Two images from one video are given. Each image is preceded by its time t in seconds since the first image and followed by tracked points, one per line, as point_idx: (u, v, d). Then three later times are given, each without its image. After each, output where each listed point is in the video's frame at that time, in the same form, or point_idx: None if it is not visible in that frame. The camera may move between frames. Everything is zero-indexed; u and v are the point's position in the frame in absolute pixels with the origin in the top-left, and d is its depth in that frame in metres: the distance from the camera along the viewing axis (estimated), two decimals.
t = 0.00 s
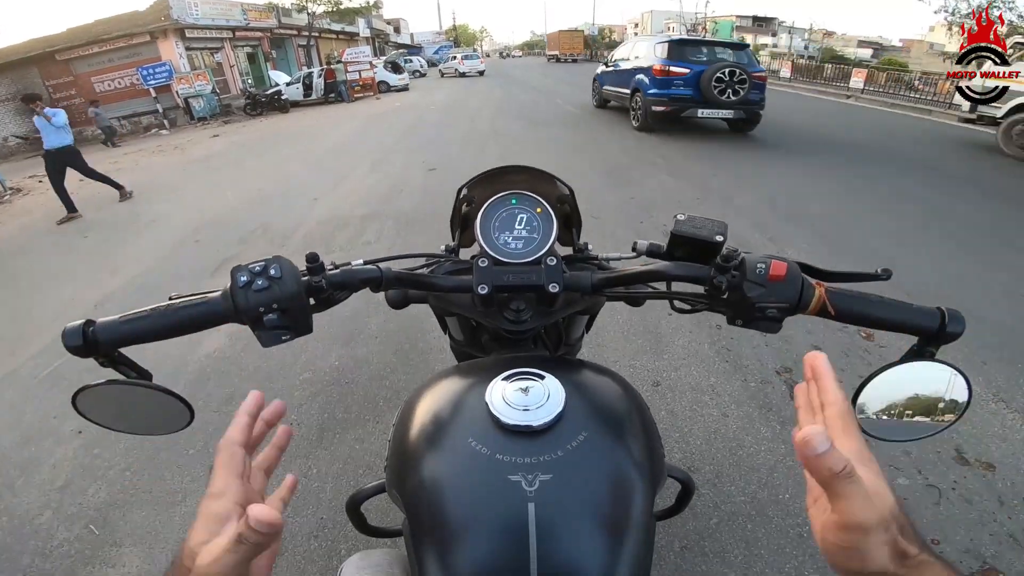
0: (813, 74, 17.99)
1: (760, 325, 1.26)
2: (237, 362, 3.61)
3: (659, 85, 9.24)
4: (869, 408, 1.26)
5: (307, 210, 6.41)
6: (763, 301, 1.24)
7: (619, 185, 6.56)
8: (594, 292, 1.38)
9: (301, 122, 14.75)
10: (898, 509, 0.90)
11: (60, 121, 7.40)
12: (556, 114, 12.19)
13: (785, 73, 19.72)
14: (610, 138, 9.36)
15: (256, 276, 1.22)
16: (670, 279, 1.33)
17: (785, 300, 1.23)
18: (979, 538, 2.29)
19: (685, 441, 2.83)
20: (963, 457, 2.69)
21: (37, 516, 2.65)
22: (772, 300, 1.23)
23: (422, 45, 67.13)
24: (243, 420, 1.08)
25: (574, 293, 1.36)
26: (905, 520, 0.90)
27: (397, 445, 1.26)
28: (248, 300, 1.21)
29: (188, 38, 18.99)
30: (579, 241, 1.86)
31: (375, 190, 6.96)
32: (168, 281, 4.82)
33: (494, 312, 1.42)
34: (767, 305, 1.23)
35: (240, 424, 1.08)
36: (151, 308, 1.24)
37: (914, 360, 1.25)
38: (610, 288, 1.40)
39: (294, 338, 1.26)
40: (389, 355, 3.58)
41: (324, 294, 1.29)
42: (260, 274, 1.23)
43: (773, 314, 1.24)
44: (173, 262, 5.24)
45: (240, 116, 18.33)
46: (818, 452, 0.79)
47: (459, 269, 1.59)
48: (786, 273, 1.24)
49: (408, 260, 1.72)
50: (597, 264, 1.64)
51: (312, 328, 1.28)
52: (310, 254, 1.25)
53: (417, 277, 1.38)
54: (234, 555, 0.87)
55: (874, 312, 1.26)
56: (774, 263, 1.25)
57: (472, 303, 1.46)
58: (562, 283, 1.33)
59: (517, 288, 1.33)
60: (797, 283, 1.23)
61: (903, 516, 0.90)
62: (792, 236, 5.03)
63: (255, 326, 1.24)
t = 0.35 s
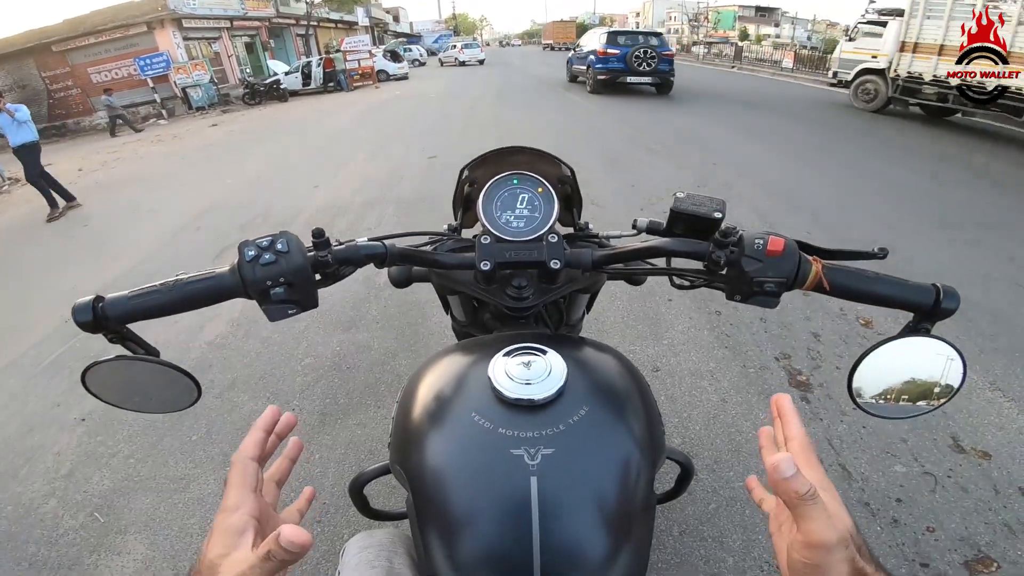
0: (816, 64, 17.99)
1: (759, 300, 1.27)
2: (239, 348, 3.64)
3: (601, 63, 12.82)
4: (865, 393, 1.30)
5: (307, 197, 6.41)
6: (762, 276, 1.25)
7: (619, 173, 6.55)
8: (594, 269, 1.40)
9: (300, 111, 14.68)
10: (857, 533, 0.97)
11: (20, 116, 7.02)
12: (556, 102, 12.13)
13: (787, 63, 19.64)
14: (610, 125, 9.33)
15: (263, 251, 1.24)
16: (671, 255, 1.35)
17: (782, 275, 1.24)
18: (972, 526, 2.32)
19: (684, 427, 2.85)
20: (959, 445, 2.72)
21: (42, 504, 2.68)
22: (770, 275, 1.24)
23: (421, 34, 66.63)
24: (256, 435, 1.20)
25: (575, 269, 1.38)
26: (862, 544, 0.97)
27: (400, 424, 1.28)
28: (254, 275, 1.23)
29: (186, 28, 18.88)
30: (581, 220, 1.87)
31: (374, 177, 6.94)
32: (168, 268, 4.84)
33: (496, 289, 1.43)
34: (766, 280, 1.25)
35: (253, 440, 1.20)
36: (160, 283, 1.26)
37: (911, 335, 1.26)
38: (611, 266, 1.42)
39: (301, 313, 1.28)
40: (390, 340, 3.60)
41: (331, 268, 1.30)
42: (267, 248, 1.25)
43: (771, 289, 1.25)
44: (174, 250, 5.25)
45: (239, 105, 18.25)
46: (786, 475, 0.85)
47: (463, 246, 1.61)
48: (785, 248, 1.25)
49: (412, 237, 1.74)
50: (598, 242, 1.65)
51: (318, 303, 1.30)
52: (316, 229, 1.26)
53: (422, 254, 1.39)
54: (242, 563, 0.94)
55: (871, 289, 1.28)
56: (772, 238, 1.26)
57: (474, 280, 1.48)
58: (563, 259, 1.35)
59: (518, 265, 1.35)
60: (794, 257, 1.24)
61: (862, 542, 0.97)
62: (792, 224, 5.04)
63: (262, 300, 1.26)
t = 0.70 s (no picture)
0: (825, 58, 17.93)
1: (770, 286, 1.29)
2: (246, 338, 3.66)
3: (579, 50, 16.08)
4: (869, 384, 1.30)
5: (313, 189, 6.42)
6: (774, 262, 1.26)
7: (624, 167, 6.53)
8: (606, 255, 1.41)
9: (306, 104, 14.68)
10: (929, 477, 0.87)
11: None
12: (561, 95, 12.08)
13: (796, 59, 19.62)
14: (616, 119, 9.29)
15: (282, 232, 1.27)
16: (682, 242, 1.36)
17: (794, 261, 1.25)
18: (976, 521, 2.32)
19: (689, 419, 2.86)
20: (965, 440, 2.72)
21: (51, 494, 2.71)
22: (782, 261, 1.25)
23: (426, 27, 66.33)
24: (202, 333, 1.07)
25: (586, 255, 1.39)
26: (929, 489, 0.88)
27: (411, 411, 1.30)
28: (272, 255, 1.25)
29: (192, 22, 18.88)
30: (591, 209, 1.87)
31: (380, 170, 6.95)
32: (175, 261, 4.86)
33: (508, 274, 1.45)
34: (778, 266, 1.26)
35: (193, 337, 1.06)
36: (178, 265, 1.28)
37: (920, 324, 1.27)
38: (621, 252, 1.43)
39: (317, 295, 1.30)
40: (396, 331, 3.61)
41: (347, 252, 1.33)
42: (285, 230, 1.27)
43: (783, 275, 1.26)
44: (180, 242, 5.28)
45: (245, 98, 18.25)
46: (878, 416, 0.72)
47: (474, 232, 1.62)
48: (797, 235, 1.26)
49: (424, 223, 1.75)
50: (609, 229, 1.66)
51: (333, 285, 1.31)
52: (333, 212, 1.27)
53: (436, 238, 1.40)
54: (200, 489, 0.88)
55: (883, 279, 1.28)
56: (784, 226, 1.27)
57: (485, 266, 1.49)
58: (576, 245, 1.36)
59: (531, 250, 1.36)
60: (806, 245, 1.25)
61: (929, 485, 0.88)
62: (799, 219, 5.02)
63: (279, 282, 1.28)
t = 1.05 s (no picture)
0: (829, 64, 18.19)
1: (767, 302, 1.29)
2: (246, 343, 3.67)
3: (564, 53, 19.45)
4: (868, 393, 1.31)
5: (316, 193, 6.43)
6: (771, 277, 1.26)
7: (626, 172, 6.53)
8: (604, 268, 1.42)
9: (310, 107, 14.73)
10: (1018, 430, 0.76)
11: None
12: (564, 101, 12.09)
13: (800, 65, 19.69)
14: (619, 124, 9.29)
15: (277, 245, 1.27)
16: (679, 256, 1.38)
17: (792, 277, 1.26)
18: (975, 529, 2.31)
19: (688, 427, 2.85)
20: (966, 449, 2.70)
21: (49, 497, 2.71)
22: (779, 277, 1.26)
23: (430, 32, 66.57)
24: (113, 252, 1.04)
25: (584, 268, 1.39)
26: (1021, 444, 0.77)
27: (407, 420, 1.29)
28: (267, 268, 1.26)
29: (198, 25, 18.97)
30: (590, 220, 1.87)
31: (383, 174, 6.96)
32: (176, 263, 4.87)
33: (505, 286, 1.44)
34: (774, 281, 1.27)
35: (106, 255, 1.04)
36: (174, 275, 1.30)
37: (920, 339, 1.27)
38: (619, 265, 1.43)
39: (312, 307, 1.31)
40: (396, 337, 3.61)
41: (343, 264, 1.34)
42: (280, 243, 1.28)
43: (781, 291, 1.27)
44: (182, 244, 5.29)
45: (249, 102, 18.33)
46: (1010, 355, 0.59)
47: (472, 243, 1.62)
48: (795, 250, 1.27)
49: (422, 233, 1.75)
50: (607, 241, 1.65)
51: (328, 297, 1.32)
52: (329, 225, 1.28)
53: (431, 250, 1.39)
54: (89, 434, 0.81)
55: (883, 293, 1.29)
56: (782, 241, 1.28)
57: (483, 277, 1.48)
58: (573, 258, 1.36)
59: (528, 262, 1.37)
60: (805, 259, 1.25)
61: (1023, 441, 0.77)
62: (800, 225, 5.01)
63: (273, 293, 1.28)
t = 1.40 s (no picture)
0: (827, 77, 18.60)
1: (775, 334, 1.27)
2: (246, 356, 3.65)
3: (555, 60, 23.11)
4: (875, 416, 1.29)
5: (317, 204, 6.44)
6: (779, 310, 1.24)
7: (628, 184, 6.54)
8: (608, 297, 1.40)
9: (312, 117, 14.79)
10: None
11: None
12: (565, 112, 12.15)
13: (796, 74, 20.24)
14: (621, 136, 9.32)
15: (281, 277, 1.26)
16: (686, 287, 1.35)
17: (801, 309, 1.24)
18: (980, 544, 2.29)
19: (690, 444, 2.83)
20: (968, 464, 2.68)
21: (46, 508, 2.67)
22: (789, 309, 1.23)
23: (431, 41, 66.93)
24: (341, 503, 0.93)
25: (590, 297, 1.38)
26: None
27: (411, 444, 1.28)
28: (271, 301, 1.24)
29: (202, 33, 19.06)
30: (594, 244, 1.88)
31: (385, 185, 6.98)
32: (176, 274, 4.85)
33: (509, 314, 1.42)
34: (784, 314, 1.24)
35: (333, 512, 0.92)
36: (175, 307, 1.28)
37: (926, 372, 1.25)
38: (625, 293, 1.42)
39: (316, 339, 1.30)
40: (397, 351, 3.60)
41: (346, 294, 1.32)
42: (284, 275, 1.26)
43: (790, 324, 1.25)
44: (184, 254, 5.28)
45: (252, 110, 18.40)
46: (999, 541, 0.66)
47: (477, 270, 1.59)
48: (805, 282, 1.24)
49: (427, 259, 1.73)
50: (613, 269, 1.63)
51: (333, 330, 1.32)
52: (333, 256, 1.27)
53: (438, 280, 1.43)
54: None
55: (891, 324, 1.27)
56: (792, 273, 1.25)
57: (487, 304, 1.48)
58: (579, 288, 1.34)
59: (532, 292, 1.34)
60: (815, 293, 1.23)
61: None
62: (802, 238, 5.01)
63: (278, 327, 1.28)
